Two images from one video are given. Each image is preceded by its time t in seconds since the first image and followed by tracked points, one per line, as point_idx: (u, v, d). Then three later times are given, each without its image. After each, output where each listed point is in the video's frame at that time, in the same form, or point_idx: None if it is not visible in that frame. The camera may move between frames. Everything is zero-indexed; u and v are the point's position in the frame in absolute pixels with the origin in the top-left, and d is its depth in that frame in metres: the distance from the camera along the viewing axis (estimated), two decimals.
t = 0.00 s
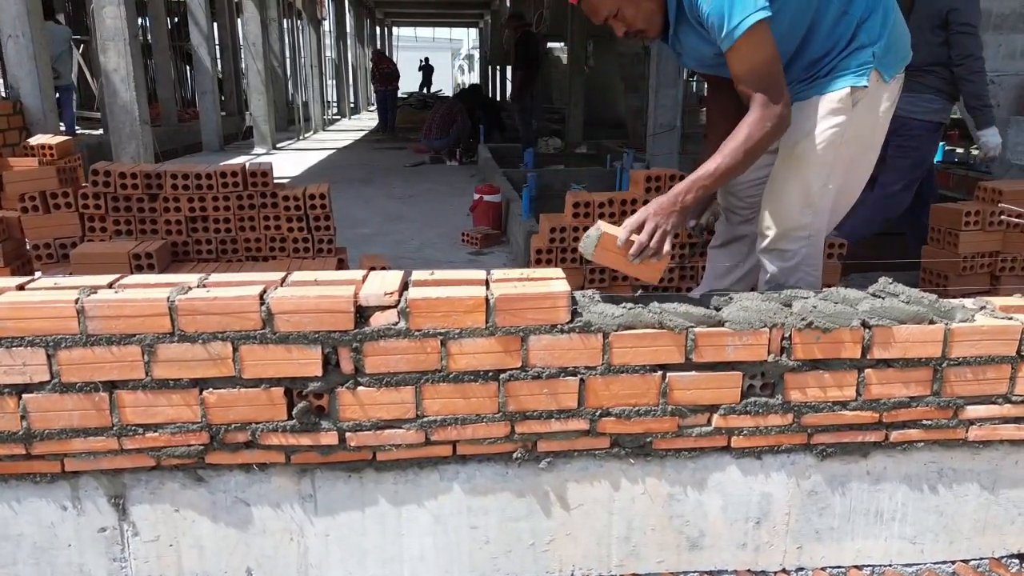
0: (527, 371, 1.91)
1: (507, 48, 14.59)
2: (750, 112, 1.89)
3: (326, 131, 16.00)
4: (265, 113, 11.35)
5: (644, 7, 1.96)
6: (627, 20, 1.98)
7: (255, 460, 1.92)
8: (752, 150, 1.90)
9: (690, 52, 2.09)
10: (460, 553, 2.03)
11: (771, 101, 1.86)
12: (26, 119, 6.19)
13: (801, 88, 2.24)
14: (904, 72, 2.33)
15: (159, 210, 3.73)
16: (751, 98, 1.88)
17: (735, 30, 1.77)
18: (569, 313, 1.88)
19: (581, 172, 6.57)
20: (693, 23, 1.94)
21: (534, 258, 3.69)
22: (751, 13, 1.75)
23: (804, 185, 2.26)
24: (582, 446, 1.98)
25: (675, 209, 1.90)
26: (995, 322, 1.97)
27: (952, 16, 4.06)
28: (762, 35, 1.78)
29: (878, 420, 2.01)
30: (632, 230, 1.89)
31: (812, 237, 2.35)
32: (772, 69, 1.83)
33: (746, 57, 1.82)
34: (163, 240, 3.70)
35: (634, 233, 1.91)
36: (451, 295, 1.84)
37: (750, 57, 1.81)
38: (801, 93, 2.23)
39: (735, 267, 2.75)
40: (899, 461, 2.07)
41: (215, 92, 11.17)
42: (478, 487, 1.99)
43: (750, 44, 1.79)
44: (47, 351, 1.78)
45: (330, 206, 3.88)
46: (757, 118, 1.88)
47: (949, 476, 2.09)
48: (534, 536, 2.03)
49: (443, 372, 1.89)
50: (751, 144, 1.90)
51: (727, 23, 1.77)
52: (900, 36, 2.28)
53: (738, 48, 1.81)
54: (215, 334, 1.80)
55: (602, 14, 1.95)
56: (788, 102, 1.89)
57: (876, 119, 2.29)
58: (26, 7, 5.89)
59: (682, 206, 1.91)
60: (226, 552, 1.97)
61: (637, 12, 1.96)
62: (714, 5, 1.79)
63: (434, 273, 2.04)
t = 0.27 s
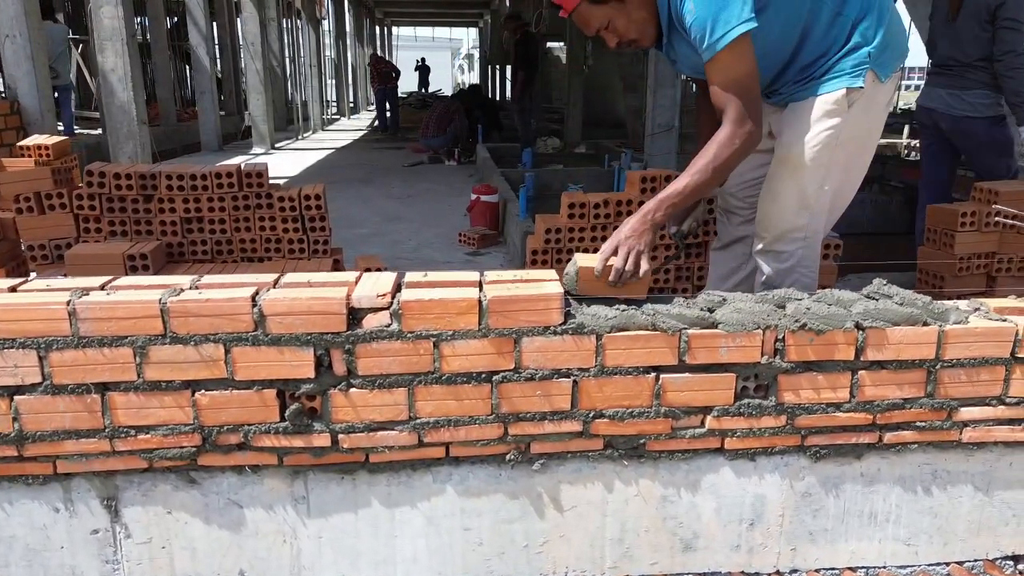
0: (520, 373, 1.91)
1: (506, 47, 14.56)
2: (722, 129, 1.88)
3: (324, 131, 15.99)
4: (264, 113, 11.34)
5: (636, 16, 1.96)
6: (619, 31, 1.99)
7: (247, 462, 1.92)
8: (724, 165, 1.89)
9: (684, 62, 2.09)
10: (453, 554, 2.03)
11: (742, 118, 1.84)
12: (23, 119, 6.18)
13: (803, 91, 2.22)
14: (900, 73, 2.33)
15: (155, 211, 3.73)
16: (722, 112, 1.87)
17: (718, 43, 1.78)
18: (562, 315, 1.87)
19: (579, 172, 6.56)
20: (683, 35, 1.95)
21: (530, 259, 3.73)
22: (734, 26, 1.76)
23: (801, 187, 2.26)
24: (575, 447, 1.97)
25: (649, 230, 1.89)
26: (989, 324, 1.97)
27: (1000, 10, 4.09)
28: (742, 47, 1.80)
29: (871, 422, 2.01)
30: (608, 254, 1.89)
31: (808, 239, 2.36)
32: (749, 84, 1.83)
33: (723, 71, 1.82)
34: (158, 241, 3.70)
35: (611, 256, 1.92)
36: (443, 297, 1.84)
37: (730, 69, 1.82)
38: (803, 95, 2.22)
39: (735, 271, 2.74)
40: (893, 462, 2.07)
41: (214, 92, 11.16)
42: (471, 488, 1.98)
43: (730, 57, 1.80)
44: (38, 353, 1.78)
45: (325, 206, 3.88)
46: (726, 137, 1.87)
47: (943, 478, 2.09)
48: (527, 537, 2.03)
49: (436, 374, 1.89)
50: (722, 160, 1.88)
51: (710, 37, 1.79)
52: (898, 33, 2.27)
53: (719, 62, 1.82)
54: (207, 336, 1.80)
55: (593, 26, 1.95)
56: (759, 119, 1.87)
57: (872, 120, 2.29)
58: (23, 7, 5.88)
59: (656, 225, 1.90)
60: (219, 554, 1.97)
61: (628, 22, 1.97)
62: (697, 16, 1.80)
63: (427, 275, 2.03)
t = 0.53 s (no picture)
0: (519, 375, 1.91)
1: (506, 47, 14.57)
2: (701, 134, 1.89)
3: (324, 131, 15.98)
4: (263, 113, 11.33)
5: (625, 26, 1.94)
6: (608, 43, 1.98)
7: (246, 465, 1.92)
8: (703, 168, 1.91)
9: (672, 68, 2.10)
10: (452, 556, 2.03)
11: (721, 122, 1.86)
12: (22, 119, 6.17)
13: (789, 92, 2.23)
14: (887, 72, 2.33)
15: (154, 213, 3.74)
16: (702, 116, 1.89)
17: (696, 50, 1.79)
18: (561, 317, 1.88)
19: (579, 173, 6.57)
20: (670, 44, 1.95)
21: (529, 260, 3.72)
22: (713, 32, 1.77)
23: (792, 188, 2.26)
24: (574, 449, 1.97)
25: (631, 236, 1.90)
26: (987, 326, 1.97)
27: None
28: (722, 53, 1.80)
29: (870, 424, 2.01)
30: (592, 262, 1.89)
31: (801, 240, 2.35)
32: (729, 89, 1.85)
33: (702, 77, 1.84)
34: (157, 242, 3.70)
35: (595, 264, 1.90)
36: (441, 299, 1.84)
37: (709, 74, 1.83)
38: (789, 96, 2.23)
39: (732, 274, 2.74)
40: (892, 464, 2.07)
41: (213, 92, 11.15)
42: (470, 490, 1.98)
43: (709, 62, 1.81)
44: (37, 355, 1.78)
45: (324, 208, 3.88)
46: (706, 141, 1.89)
47: (942, 480, 2.09)
48: (526, 539, 2.03)
49: (435, 376, 1.89)
50: (702, 163, 1.90)
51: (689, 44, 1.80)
52: (884, 33, 2.27)
53: (698, 67, 1.83)
54: (205, 338, 1.80)
55: (582, 41, 1.95)
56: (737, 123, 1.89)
57: (861, 120, 2.30)
58: (22, 7, 5.87)
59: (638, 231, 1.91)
60: (218, 556, 1.97)
61: (617, 33, 1.95)
62: (677, 22, 1.79)
63: (426, 277, 2.03)
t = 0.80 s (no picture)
0: (523, 381, 1.90)
1: (507, 47, 14.56)
2: (697, 139, 1.89)
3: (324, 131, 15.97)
4: (264, 114, 11.32)
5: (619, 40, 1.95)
6: (604, 58, 1.99)
7: (248, 471, 1.91)
8: (702, 172, 1.89)
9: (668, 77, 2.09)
10: (455, 562, 2.02)
11: (717, 125, 1.85)
12: (22, 121, 6.15)
13: (784, 95, 2.22)
14: (882, 72, 2.32)
15: (155, 216, 3.73)
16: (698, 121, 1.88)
17: (688, 55, 1.78)
18: (565, 322, 1.86)
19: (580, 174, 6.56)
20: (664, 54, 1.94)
21: (531, 263, 3.70)
22: (703, 37, 1.75)
23: (791, 190, 2.25)
24: (578, 455, 1.96)
25: (630, 240, 1.89)
26: (993, 331, 1.96)
27: None
28: (714, 58, 1.78)
29: (875, 430, 2.00)
30: (591, 267, 1.87)
31: (801, 242, 2.35)
32: (725, 92, 1.84)
33: (697, 81, 1.82)
34: (158, 245, 3.69)
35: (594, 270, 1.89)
36: (444, 304, 1.83)
37: (702, 78, 1.81)
38: (783, 99, 2.22)
39: (734, 276, 2.73)
40: (897, 470, 2.06)
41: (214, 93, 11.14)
42: (473, 496, 1.97)
43: (701, 66, 1.79)
44: (38, 361, 1.77)
45: (326, 211, 3.87)
46: (702, 145, 1.88)
47: (947, 486, 2.08)
48: (530, 546, 2.02)
49: (438, 382, 1.88)
50: (700, 167, 1.89)
51: (681, 50, 1.78)
52: (876, 33, 2.26)
53: (691, 73, 1.81)
54: (208, 344, 1.79)
55: (578, 56, 1.97)
56: (734, 126, 1.88)
57: (859, 120, 2.28)
58: (22, 9, 5.86)
59: (637, 236, 1.89)
60: (220, 563, 1.96)
61: (612, 47, 1.96)
62: (668, 28, 1.79)
63: (429, 282, 2.02)
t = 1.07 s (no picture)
0: (520, 386, 1.90)
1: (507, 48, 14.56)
2: (692, 145, 1.87)
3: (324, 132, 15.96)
4: (263, 114, 11.32)
5: (616, 50, 1.96)
6: (601, 67, 2.01)
7: (245, 475, 1.91)
8: (699, 177, 1.87)
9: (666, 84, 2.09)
10: (452, 567, 2.02)
11: (711, 130, 1.84)
12: (22, 122, 6.15)
13: (780, 99, 2.22)
14: (879, 75, 2.32)
15: (153, 218, 3.73)
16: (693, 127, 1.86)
17: (681, 60, 1.78)
18: (562, 327, 1.86)
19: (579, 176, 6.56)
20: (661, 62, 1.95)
21: (529, 266, 3.70)
22: (697, 43, 1.76)
23: (788, 195, 2.25)
24: (575, 460, 1.96)
25: (628, 248, 1.85)
26: (990, 336, 1.96)
27: None
28: (708, 64, 1.79)
29: (873, 434, 2.00)
30: (587, 275, 1.85)
31: (798, 246, 2.35)
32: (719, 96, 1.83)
33: (692, 85, 1.81)
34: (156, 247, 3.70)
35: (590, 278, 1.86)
36: (441, 309, 1.83)
37: (698, 83, 1.80)
38: (780, 103, 2.22)
39: (732, 279, 2.73)
40: (895, 474, 2.05)
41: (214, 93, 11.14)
42: (471, 501, 1.97)
43: (696, 71, 1.79)
44: (35, 366, 1.77)
45: (324, 213, 3.87)
46: (696, 151, 1.86)
47: (945, 490, 2.08)
48: (527, 550, 2.02)
49: (435, 387, 1.88)
50: (696, 173, 1.86)
51: (674, 57, 1.79)
52: (873, 37, 2.25)
53: (686, 78, 1.81)
54: (205, 349, 1.79)
55: (575, 66, 2.00)
56: (728, 130, 1.86)
57: (855, 124, 2.28)
58: (22, 10, 5.85)
59: (634, 243, 1.86)
60: (217, 567, 1.96)
61: (609, 57, 1.98)
62: (662, 35, 1.80)
63: (426, 286, 2.02)
